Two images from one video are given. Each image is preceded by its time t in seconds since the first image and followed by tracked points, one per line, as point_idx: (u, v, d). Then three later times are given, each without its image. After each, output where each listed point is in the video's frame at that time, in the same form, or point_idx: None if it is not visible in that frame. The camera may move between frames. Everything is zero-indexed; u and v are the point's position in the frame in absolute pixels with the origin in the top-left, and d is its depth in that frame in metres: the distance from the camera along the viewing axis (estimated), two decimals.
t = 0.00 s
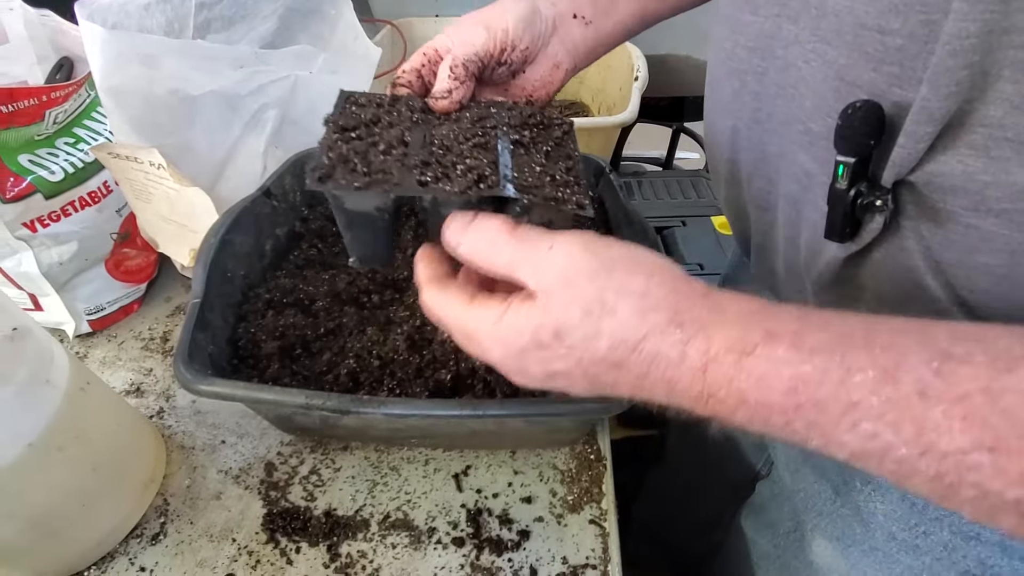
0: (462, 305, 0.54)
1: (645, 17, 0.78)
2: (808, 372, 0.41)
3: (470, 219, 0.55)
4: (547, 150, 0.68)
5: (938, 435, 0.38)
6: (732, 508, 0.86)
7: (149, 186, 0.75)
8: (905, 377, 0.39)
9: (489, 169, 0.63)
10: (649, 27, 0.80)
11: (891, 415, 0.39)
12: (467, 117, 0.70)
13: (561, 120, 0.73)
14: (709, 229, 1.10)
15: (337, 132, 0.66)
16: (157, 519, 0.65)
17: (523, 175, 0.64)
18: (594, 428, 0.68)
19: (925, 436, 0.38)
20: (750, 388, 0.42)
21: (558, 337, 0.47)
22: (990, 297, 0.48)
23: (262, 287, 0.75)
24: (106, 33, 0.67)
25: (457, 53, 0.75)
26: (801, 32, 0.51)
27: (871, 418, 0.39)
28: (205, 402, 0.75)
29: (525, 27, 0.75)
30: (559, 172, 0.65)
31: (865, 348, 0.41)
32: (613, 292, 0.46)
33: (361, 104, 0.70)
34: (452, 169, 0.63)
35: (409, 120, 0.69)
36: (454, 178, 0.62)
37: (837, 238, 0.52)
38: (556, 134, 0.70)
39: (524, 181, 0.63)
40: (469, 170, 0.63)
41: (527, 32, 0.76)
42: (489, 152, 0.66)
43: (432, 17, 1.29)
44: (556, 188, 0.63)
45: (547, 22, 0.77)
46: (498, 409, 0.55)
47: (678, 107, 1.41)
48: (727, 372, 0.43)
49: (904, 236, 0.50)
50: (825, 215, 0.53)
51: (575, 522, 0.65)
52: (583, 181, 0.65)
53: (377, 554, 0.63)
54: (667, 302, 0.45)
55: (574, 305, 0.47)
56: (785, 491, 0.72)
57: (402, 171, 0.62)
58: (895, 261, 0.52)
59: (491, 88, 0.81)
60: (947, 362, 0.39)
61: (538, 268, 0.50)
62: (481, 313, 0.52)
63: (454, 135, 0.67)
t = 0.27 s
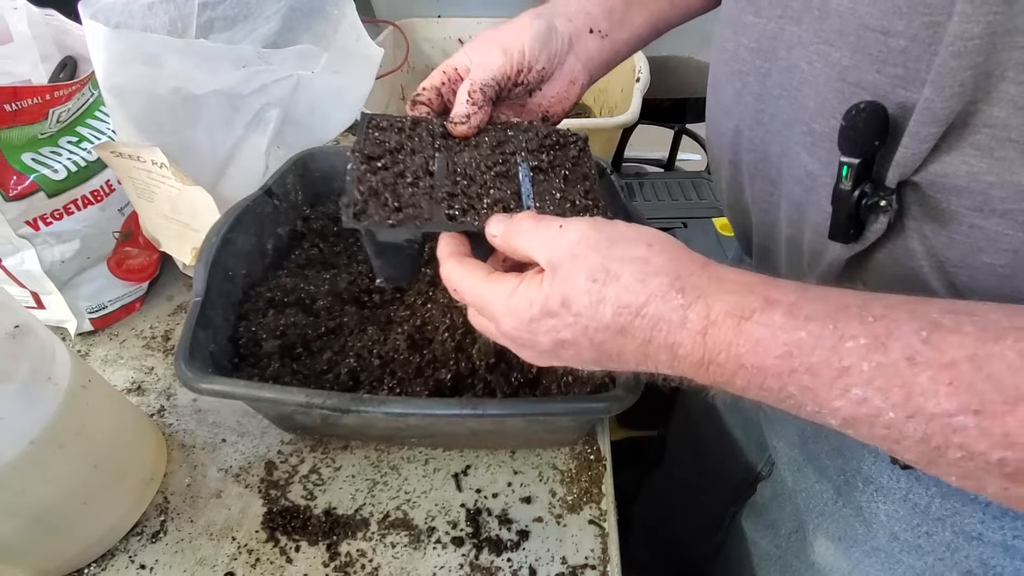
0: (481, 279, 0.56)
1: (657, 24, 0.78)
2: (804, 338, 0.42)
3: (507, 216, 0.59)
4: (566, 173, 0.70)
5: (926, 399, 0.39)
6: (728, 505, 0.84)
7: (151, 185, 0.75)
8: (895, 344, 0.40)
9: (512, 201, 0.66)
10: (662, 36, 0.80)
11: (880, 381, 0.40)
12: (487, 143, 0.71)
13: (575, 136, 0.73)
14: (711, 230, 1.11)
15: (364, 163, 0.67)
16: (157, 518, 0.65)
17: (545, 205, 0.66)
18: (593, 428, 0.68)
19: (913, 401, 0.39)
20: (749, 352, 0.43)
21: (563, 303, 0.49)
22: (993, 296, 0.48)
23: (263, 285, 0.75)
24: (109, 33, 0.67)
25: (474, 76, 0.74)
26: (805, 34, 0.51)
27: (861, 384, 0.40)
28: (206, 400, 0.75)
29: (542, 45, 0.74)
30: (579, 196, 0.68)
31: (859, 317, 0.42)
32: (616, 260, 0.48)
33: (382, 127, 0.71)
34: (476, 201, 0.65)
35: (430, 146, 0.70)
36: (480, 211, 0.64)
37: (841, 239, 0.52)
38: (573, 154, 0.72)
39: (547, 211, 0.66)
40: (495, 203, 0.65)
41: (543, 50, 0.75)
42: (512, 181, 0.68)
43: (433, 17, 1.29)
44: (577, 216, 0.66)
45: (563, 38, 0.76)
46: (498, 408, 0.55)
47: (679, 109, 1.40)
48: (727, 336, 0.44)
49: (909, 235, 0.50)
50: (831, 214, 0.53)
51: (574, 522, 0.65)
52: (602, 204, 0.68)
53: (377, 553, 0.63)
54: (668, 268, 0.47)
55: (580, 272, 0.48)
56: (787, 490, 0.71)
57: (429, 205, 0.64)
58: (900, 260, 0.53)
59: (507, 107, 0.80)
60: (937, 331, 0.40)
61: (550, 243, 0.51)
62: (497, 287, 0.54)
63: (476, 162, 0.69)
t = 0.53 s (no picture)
0: (477, 275, 0.55)
1: (662, 22, 0.78)
2: (803, 341, 0.42)
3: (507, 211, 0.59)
4: (567, 168, 0.70)
5: (926, 403, 0.39)
6: (728, 507, 0.84)
7: (153, 183, 0.75)
8: (895, 348, 0.40)
9: (512, 196, 0.66)
10: (667, 33, 0.80)
11: (880, 385, 0.40)
12: (487, 137, 0.72)
13: (576, 130, 0.74)
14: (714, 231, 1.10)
15: (363, 158, 0.67)
16: (158, 516, 0.65)
17: (545, 198, 0.66)
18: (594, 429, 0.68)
19: (913, 405, 0.39)
20: (749, 355, 0.43)
21: (560, 302, 0.49)
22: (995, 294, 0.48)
23: (265, 284, 0.75)
24: (113, 31, 0.67)
25: (474, 69, 0.75)
26: (809, 31, 0.51)
27: (860, 387, 0.40)
28: (207, 398, 0.75)
29: (544, 40, 0.75)
30: (580, 190, 0.68)
31: (859, 321, 0.42)
32: (614, 261, 0.48)
33: (381, 122, 0.71)
34: (476, 196, 0.65)
35: (430, 140, 0.70)
36: (479, 205, 0.64)
37: (843, 236, 0.52)
38: (573, 148, 0.72)
39: (546, 204, 0.66)
40: (494, 197, 0.65)
41: (546, 45, 0.75)
42: (512, 177, 0.68)
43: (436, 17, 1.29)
44: (578, 209, 0.66)
45: (566, 34, 0.77)
46: (499, 408, 0.55)
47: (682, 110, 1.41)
48: (727, 338, 0.44)
49: (911, 233, 0.50)
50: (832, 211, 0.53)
51: (575, 523, 0.65)
52: (603, 197, 0.67)
53: (377, 553, 0.63)
54: (667, 270, 0.46)
55: (578, 271, 0.48)
56: (786, 491, 0.71)
57: (428, 199, 0.64)
58: (902, 258, 0.53)
59: (509, 103, 0.81)
60: (938, 335, 0.40)
61: (548, 241, 0.51)
62: (493, 284, 0.54)
63: (476, 158, 0.69)
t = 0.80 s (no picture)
0: (474, 276, 0.55)
1: (662, 22, 0.78)
2: (805, 350, 0.42)
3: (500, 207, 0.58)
4: (565, 155, 0.68)
5: (928, 411, 0.39)
6: (728, 509, 0.84)
7: (154, 182, 0.75)
8: (898, 355, 0.40)
9: (506, 182, 0.64)
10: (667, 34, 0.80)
11: (881, 393, 0.40)
12: (486, 126, 0.71)
13: (577, 117, 0.73)
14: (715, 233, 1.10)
15: (361, 146, 0.67)
16: (156, 515, 0.65)
17: (541, 184, 0.65)
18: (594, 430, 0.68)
19: (915, 413, 0.39)
20: (750, 364, 0.43)
21: (562, 310, 0.49)
22: (995, 298, 0.48)
23: (265, 284, 0.75)
24: (115, 29, 0.67)
25: (474, 62, 0.75)
26: (809, 34, 0.51)
27: (863, 395, 0.40)
28: (206, 398, 0.75)
29: (542, 35, 0.75)
30: (577, 176, 0.66)
31: (861, 328, 0.42)
32: (617, 269, 0.47)
33: (382, 112, 0.71)
34: (470, 183, 0.64)
35: (429, 130, 0.70)
36: (474, 192, 0.63)
37: (844, 241, 0.52)
38: (573, 135, 0.70)
39: (541, 190, 0.64)
40: (489, 183, 0.64)
41: (544, 40, 0.75)
42: (508, 164, 0.66)
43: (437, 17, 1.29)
44: (573, 195, 0.64)
45: (565, 30, 0.77)
46: (499, 409, 0.54)
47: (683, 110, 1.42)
48: (727, 345, 0.44)
49: (913, 237, 0.50)
50: (833, 216, 0.53)
51: (574, 524, 0.65)
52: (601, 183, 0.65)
53: (376, 553, 0.63)
54: (671, 279, 0.46)
55: (580, 280, 0.48)
56: (786, 493, 0.71)
57: (423, 186, 0.64)
58: (903, 262, 0.52)
59: (510, 98, 0.80)
60: (942, 343, 0.40)
61: (548, 246, 0.51)
62: (493, 287, 0.54)
63: (473, 146, 0.68)
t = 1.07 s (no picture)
0: (463, 335, 0.54)
1: (648, 28, 0.79)
2: (763, 367, 0.42)
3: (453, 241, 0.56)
4: (550, 184, 0.70)
5: (874, 420, 0.39)
6: (732, 510, 0.85)
7: (155, 183, 0.75)
8: (845, 369, 0.40)
9: (491, 216, 0.66)
10: (654, 39, 0.81)
11: (834, 405, 0.40)
12: (470, 143, 0.71)
13: (561, 138, 0.74)
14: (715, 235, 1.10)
15: (341, 163, 0.67)
16: (156, 515, 0.65)
17: (524, 222, 0.67)
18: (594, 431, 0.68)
19: (862, 423, 0.39)
20: (715, 381, 0.44)
21: (548, 342, 0.50)
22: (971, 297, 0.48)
23: (266, 284, 0.75)
24: (117, 31, 0.68)
25: (459, 70, 0.74)
26: (793, 33, 0.52)
27: (818, 406, 0.41)
28: (207, 398, 0.75)
29: (529, 46, 0.75)
30: (562, 213, 0.68)
31: (813, 344, 0.42)
32: (592, 303, 0.48)
33: (359, 121, 0.71)
34: (455, 212, 0.66)
35: (410, 144, 0.71)
36: (458, 226, 0.65)
37: (822, 236, 0.52)
38: (559, 160, 0.72)
39: (525, 227, 0.66)
40: (473, 220, 0.66)
41: (531, 51, 0.75)
42: (492, 193, 0.68)
43: (439, 19, 1.30)
44: (557, 232, 0.67)
45: (551, 38, 0.76)
46: (498, 409, 0.55)
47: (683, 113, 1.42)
48: (695, 367, 0.45)
49: (886, 233, 0.50)
50: (810, 210, 0.53)
51: (574, 525, 0.65)
52: (584, 221, 0.68)
53: (375, 553, 0.63)
54: (641, 307, 0.47)
55: (561, 315, 0.49)
56: (779, 493, 0.72)
57: (406, 215, 0.65)
58: (879, 259, 0.52)
59: (492, 104, 0.80)
60: (885, 355, 0.40)
61: (524, 283, 0.51)
62: (484, 333, 0.53)
63: (457, 168, 0.69)
